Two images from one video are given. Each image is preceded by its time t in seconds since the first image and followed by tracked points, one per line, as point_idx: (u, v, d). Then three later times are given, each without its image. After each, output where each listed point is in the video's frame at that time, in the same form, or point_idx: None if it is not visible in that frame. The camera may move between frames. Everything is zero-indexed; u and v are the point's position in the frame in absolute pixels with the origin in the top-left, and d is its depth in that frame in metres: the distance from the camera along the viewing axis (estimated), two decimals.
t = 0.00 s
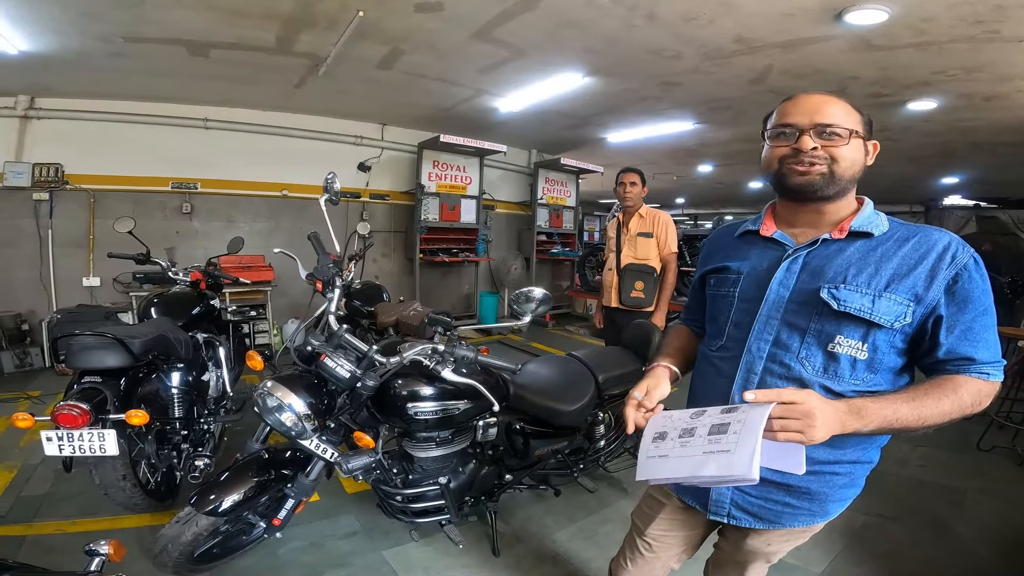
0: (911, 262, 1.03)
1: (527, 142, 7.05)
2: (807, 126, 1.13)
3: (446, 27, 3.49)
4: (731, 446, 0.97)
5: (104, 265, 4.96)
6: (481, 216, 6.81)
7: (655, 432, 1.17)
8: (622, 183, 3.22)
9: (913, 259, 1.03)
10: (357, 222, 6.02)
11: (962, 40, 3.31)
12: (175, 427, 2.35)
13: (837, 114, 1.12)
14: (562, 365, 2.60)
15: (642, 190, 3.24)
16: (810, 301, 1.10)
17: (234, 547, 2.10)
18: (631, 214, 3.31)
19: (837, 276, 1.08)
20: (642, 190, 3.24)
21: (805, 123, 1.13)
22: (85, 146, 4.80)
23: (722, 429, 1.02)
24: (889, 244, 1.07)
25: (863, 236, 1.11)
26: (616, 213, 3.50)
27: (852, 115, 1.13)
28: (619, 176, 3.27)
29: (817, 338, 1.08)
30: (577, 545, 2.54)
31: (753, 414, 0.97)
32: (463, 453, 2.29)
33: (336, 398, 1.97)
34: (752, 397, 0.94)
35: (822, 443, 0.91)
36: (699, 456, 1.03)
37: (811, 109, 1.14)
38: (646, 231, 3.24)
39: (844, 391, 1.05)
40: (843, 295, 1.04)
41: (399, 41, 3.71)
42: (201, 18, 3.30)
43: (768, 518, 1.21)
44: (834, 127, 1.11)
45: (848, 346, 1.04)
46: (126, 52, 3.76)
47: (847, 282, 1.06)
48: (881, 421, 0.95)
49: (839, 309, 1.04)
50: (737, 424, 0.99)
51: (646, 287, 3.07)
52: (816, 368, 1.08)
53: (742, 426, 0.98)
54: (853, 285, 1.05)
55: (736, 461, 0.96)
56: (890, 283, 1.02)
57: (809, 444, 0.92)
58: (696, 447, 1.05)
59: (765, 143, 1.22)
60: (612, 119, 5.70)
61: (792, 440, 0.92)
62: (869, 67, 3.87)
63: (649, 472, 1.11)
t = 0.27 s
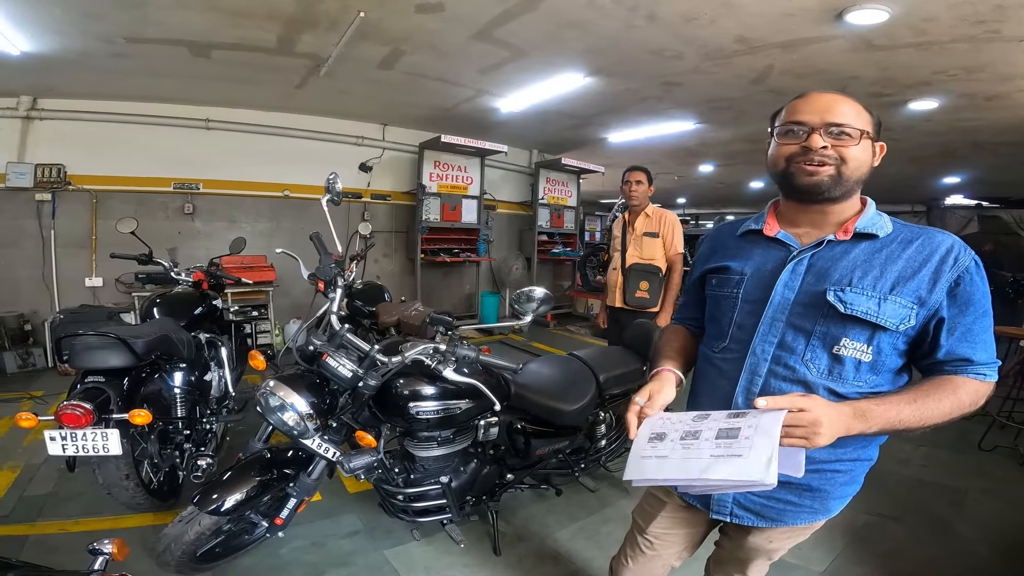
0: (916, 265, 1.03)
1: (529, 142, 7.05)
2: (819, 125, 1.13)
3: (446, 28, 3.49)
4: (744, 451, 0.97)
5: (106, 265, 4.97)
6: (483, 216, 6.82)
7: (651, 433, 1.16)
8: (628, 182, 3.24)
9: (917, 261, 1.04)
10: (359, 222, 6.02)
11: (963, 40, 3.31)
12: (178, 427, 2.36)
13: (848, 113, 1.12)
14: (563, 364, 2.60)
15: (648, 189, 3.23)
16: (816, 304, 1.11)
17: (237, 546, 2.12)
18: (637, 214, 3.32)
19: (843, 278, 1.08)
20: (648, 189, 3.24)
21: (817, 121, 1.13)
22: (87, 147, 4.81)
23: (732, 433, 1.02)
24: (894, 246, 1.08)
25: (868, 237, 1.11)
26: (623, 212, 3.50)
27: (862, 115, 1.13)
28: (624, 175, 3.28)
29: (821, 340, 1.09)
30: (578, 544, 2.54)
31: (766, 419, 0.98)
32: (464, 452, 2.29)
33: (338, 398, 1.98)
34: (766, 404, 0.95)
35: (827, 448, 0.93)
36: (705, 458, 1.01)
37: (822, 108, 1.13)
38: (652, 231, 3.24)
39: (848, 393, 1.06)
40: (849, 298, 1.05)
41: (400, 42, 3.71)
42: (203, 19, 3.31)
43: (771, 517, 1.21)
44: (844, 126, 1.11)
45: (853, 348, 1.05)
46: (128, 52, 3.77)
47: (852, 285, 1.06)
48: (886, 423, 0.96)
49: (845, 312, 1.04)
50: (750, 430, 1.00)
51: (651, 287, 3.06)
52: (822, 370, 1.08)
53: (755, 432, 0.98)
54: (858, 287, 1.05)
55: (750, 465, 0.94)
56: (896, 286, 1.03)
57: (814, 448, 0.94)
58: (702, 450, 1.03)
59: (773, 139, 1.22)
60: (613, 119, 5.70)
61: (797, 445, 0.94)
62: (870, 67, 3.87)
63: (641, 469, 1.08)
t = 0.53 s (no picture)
0: (917, 264, 1.04)
1: (530, 142, 7.05)
2: (821, 124, 1.13)
3: (448, 28, 3.49)
4: (750, 457, 0.98)
5: (108, 265, 4.98)
6: (484, 216, 6.82)
7: (656, 436, 1.16)
8: (637, 181, 3.24)
9: (918, 260, 1.04)
10: (360, 222, 6.03)
11: (964, 39, 3.31)
12: (180, 427, 2.36)
13: (850, 114, 1.12)
14: (564, 364, 2.61)
15: (656, 188, 3.25)
16: (817, 303, 1.11)
17: (239, 546, 2.12)
18: (645, 213, 3.30)
19: (844, 278, 1.09)
20: (656, 188, 3.26)
21: (819, 121, 1.13)
22: (89, 147, 4.81)
23: (734, 437, 1.03)
24: (895, 245, 1.08)
25: (869, 237, 1.12)
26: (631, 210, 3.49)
27: (864, 116, 1.14)
28: (633, 174, 3.28)
29: (822, 339, 1.09)
30: (579, 544, 2.55)
31: (767, 424, 0.98)
32: (466, 451, 2.29)
33: (341, 397, 1.98)
34: (767, 409, 0.95)
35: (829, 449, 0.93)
36: (715, 465, 1.04)
37: (824, 108, 1.14)
38: (660, 231, 3.22)
39: (849, 393, 1.06)
40: (850, 298, 1.05)
41: (401, 42, 3.71)
42: (205, 19, 3.32)
43: (772, 516, 1.21)
44: (847, 126, 1.11)
45: (854, 348, 1.05)
46: (130, 53, 3.78)
47: (853, 284, 1.07)
48: (888, 423, 0.96)
49: (846, 311, 1.04)
50: (752, 434, 1.00)
51: (657, 288, 3.08)
52: (822, 369, 1.09)
53: (756, 436, 0.99)
54: (859, 287, 1.06)
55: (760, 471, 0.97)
56: (897, 285, 1.03)
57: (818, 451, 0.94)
58: (710, 455, 1.05)
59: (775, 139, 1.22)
60: (614, 119, 5.71)
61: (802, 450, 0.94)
62: (870, 67, 3.88)
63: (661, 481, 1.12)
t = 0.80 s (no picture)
0: (926, 271, 1.03)
1: (528, 143, 7.05)
2: (789, 130, 1.15)
3: (448, 28, 3.49)
4: (730, 452, 0.98)
5: (105, 265, 4.96)
6: (482, 217, 6.82)
7: (648, 429, 1.16)
8: (643, 180, 3.23)
9: (928, 267, 1.04)
10: (358, 223, 6.02)
11: (963, 41, 3.33)
12: (178, 428, 2.35)
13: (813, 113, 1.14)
14: (565, 366, 2.61)
15: (663, 188, 3.22)
16: (821, 307, 1.12)
17: (237, 547, 2.11)
18: (651, 213, 3.29)
19: (849, 283, 1.09)
20: (662, 188, 3.23)
21: (786, 128, 1.15)
22: (86, 147, 4.80)
23: (722, 435, 1.04)
24: (904, 250, 1.07)
25: (879, 241, 1.11)
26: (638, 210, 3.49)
27: (826, 110, 1.16)
28: (640, 173, 3.27)
29: (825, 344, 1.10)
30: (579, 545, 2.54)
31: (758, 425, 0.99)
32: (465, 453, 2.28)
33: (340, 398, 1.97)
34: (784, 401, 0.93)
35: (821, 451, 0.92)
36: (691, 456, 1.02)
37: (787, 115, 1.17)
38: (666, 232, 3.22)
39: (849, 397, 1.06)
40: (853, 303, 1.05)
41: (401, 42, 3.71)
42: (204, 19, 3.31)
43: (772, 517, 1.21)
44: (815, 124, 1.13)
45: (856, 353, 1.06)
46: (129, 53, 3.77)
47: (859, 289, 1.07)
48: (883, 428, 0.96)
49: (849, 316, 1.05)
50: (740, 433, 1.01)
51: (662, 289, 3.05)
52: (824, 373, 1.09)
53: (743, 435, 1.00)
54: (864, 292, 1.06)
55: (731, 467, 0.95)
56: (903, 292, 1.03)
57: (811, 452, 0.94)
58: (690, 448, 1.04)
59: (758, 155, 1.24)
60: (612, 120, 5.71)
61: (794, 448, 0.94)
62: (869, 68, 3.89)
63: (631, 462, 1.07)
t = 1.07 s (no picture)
0: (914, 268, 1.04)
1: (521, 144, 7.05)
2: (820, 127, 1.14)
3: (442, 28, 3.48)
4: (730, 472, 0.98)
5: (92, 266, 4.91)
6: (475, 218, 6.81)
7: (649, 441, 1.15)
8: (643, 182, 3.19)
9: (916, 264, 1.05)
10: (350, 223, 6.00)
11: (952, 43, 3.36)
12: (167, 430, 2.33)
13: (855, 120, 1.12)
14: (557, 366, 2.61)
15: (663, 189, 3.19)
16: (812, 308, 1.13)
17: (228, 550, 2.09)
18: (651, 214, 3.27)
19: (840, 282, 1.10)
20: (663, 189, 3.19)
21: (818, 123, 1.14)
22: (74, 147, 4.75)
23: (716, 449, 1.02)
24: (892, 249, 1.09)
25: (866, 240, 1.13)
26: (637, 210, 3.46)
27: (871, 123, 1.13)
28: (639, 174, 3.22)
29: (819, 344, 1.10)
30: (573, 546, 2.54)
31: (749, 439, 0.97)
32: (458, 454, 2.27)
33: (331, 400, 1.95)
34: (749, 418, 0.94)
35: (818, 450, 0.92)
36: (694, 476, 1.03)
37: (829, 111, 1.15)
38: (667, 234, 3.20)
39: (845, 395, 1.07)
40: (844, 302, 1.06)
41: (395, 42, 3.70)
42: (195, 18, 3.28)
43: (774, 517, 1.22)
44: (847, 132, 1.11)
45: (851, 351, 1.06)
46: (119, 52, 3.73)
47: (848, 288, 1.08)
48: (883, 424, 0.97)
49: (840, 315, 1.06)
50: (733, 447, 0.99)
51: (663, 292, 3.05)
52: (819, 373, 1.10)
53: (737, 450, 0.98)
54: (854, 291, 1.07)
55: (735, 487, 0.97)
56: (892, 289, 1.04)
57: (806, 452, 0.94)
58: (691, 466, 1.04)
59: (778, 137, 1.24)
60: (604, 121, 5.73)
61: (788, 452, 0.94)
62: (860, 71, 3.92)
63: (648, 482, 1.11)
